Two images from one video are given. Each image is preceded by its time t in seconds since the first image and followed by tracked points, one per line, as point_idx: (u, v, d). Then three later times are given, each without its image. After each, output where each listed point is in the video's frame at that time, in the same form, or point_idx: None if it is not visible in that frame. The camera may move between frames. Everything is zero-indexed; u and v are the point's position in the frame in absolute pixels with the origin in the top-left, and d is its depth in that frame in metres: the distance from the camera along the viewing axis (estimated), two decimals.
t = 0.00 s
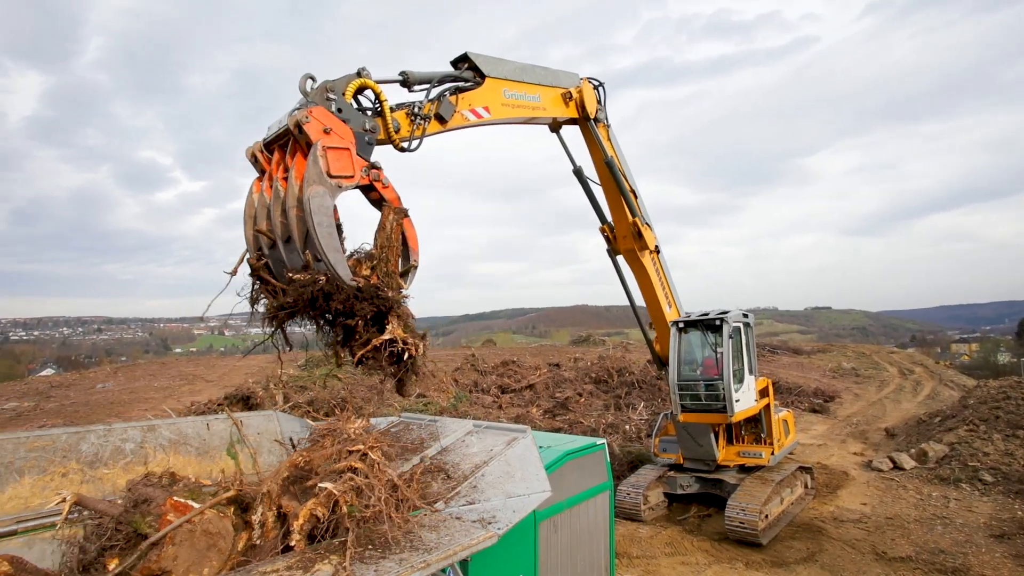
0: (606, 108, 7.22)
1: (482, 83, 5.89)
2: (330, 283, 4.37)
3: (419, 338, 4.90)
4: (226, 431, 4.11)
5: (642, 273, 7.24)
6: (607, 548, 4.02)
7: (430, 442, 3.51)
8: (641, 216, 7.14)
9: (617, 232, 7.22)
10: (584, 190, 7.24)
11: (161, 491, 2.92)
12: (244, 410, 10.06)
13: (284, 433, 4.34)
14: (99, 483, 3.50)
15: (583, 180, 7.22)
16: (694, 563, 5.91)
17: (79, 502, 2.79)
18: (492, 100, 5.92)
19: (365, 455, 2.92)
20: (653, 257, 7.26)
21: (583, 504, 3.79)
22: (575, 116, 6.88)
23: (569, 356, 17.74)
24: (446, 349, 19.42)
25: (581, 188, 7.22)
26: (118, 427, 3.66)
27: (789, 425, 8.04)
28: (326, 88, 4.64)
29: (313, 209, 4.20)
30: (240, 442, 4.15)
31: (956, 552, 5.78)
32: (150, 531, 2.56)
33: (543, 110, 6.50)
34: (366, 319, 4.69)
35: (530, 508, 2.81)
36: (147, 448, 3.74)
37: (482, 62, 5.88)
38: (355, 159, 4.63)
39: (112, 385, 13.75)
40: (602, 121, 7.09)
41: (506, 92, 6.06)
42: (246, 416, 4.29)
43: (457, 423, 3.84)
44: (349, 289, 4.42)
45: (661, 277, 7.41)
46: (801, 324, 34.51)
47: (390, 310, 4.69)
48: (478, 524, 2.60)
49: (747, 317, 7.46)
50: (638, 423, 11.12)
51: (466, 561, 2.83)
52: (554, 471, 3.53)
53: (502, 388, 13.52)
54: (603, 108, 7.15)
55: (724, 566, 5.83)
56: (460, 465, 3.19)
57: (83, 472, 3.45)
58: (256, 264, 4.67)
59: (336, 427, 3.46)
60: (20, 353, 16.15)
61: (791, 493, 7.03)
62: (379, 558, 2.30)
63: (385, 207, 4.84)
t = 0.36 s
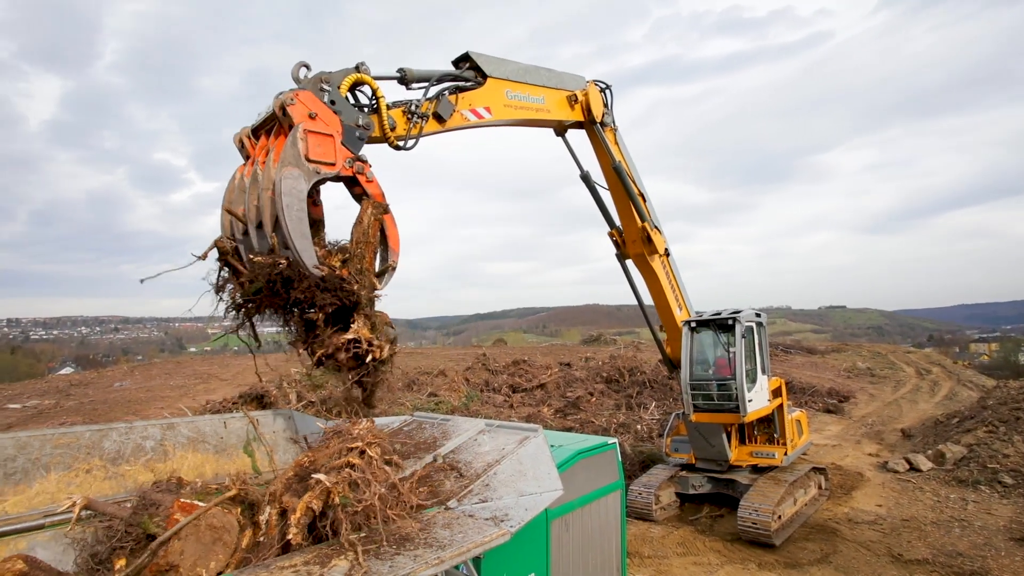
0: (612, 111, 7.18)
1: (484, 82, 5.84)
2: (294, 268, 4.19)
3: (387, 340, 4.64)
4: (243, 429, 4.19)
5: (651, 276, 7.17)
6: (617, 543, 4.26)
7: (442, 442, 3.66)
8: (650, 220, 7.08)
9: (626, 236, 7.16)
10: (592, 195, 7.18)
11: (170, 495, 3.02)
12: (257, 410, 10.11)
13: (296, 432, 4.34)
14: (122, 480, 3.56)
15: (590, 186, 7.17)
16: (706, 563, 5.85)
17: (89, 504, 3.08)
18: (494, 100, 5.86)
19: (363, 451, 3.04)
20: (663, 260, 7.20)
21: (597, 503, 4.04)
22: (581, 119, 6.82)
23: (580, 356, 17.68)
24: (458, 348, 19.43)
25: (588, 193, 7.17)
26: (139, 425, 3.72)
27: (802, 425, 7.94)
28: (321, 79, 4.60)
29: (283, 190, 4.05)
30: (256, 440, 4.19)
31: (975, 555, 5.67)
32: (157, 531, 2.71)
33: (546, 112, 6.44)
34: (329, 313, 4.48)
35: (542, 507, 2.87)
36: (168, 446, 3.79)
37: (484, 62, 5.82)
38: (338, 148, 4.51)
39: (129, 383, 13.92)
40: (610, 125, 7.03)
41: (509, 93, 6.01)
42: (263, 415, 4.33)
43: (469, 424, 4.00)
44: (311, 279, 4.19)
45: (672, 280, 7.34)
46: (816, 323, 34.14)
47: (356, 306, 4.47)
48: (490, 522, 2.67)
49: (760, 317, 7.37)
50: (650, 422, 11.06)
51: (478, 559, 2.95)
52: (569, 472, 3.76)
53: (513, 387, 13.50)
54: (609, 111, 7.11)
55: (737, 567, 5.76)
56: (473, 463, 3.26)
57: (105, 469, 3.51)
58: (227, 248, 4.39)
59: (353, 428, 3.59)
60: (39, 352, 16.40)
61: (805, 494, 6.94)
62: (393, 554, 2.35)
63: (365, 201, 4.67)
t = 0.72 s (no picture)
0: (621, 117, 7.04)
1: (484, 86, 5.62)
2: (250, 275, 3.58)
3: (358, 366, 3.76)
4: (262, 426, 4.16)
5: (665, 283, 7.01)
6: (632, 542, 4.32)
7: (457, 441, 3.89)
8: (662, 227, 6.91)
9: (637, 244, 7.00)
10: (601, 203, 7.08)
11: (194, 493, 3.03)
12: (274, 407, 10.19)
13: (314, 431, 4.10)
14: (147, 475, 3.57)
15: (599, 195, 7.08)
16: (721, 564, 5.76)
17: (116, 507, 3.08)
18: (494, 106, 5.63)
19: (367, 444, 3.11)
20: (676, 266, 7.05)
21: (610, 502, 4.09)
22: (588, 125, 6.64)
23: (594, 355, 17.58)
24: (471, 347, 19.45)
25: (597, 202, 7.08)
26: (162, 421, 3.71)
27: (820, 425, 7.80)
28: (309, 80, 4.20)
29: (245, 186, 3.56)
30: (275, 438, 4.15)
31: (999, 559, 5.52)
32: (183, 534, 2.72)
33: (549, 118, 6.25)
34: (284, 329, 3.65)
35: (558, 504, 2.96)
36: (190, 442, 3.78)
37: (484, 66, 5.62)
38: (316, 151, 4.05)
39: (149, 381, 14.13)
40: (618, 131, 6.87)
41: (510, 98, 5.80)
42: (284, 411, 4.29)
43: (485, 422, 4.20)
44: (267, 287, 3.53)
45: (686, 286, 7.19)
46: (833, 322, 33.68)
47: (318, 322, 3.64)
48: (507, 519, 2.74)
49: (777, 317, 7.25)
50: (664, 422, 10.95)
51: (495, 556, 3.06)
52: (581, 471, 3.81)
53: (527, 386, 13.46)
54: (617, 117, 6.95)
55: (754, 568, 5.66)
56: (489, 462, 3.44)
57: (132, 464, 3.52)
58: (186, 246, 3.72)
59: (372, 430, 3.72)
60: (62, 352, 16.71)
61: (822, 495, 6.81)
62: (411, 549, 2.45)
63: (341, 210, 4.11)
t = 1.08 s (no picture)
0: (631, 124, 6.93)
1: (487, 93, 5.56)
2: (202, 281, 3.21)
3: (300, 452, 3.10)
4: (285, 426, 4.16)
5: (679, 290, 6.90)
6: (649, 543, 4.25)
7: (474, 437, 3.90)
8: (676, 235, 6.79)
9: (650, 252, 6.91)
10: (613, 212, 7.00)
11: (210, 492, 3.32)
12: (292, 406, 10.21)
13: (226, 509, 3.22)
14: (173, 470, 3.55)
15: (610, 205, 6.99)
16: (738, 564, 5.66)
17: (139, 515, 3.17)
18: (497, 112, 5.56)
19: (388, 475, 3.03)
20: (691, 273, 6.94)
21: (627, 501, 4.03)
22: (596, 132, 6.53)
23: (610, 353, 17.47)
24: (486, 346, 19.43)
25: (610, 212, 7.00)
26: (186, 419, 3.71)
27: (839, 425, 7.63)
28: (300, 82, 4.21)
29: (209, 177, 3.33)
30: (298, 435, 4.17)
31: None
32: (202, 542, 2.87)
33: (556, 125, 6.16)
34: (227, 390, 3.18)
35: (574, 502, 2.89)
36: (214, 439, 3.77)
37: (487, 71, 5.54)
38: (294, 151, 3.98)
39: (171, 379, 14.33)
40: (629, 139, 6.77)
41: (515, 105, 5.72)
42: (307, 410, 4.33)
43: (500, 419, 4.19)
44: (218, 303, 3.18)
45: (701, 292, 7.09)
46: (854, 321, 33.14)
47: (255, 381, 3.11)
48: (523, 516, 2.74)
49: (797, 315, 7.12)
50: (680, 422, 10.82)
51: (510, 551, 3.04)
52: (597, 469, 3.76)
53: (542, 385, 13.40)
54: (628, 124, 6.85)
55: (771, 569, 5.55)
56: (504, 460, 3.46)
57: (157, 461, 3.55)
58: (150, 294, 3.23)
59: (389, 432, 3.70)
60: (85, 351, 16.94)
61: (842, 496, 6.67)
62: (429, 546, 2.52)
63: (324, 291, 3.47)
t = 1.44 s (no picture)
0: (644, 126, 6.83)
1: (494, 94, 5.50)
2: (186, 277, 3.44)
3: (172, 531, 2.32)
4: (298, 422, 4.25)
5: (693, 294, 6.81)
6: (663, 543, 4.17)
7: (488, 435, 3.86)
8: (689, 238, 6.69)
9: (663, 256, 6.82)
10: (625, 217, 6.93)
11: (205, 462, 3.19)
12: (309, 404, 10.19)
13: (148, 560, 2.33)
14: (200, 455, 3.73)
15: (623, 211, 6.91)
16: (754, 565, 5.55)
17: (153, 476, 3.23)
18: (504, 113, 5.51)
19: (397, 482, 2.88)
20: (705, 276, 6.84)
21: (641, 500, 3.96)
22: (607, 135, 6.44)
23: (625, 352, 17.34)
24: (501, 345, 19.39)
25: (623, 217, 6.93)
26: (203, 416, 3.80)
27: (857, 425, 7.47)
28: (298, 75, 4.19)
29: (195, 172, 3.50)
30: (312, 432, 4.26)
31: None
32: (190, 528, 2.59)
33: (566, 128, 6.09)
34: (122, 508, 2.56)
35: (588, 499, 2.86)
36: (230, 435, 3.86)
37: (494, 71, 5.49)
38: (287, 146, 4.01)
39: (190, 377, 14.46)
40: (641, 143, 6.69)
41: (523, 106, 5.66)
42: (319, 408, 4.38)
43: (514, 417, 4.14)
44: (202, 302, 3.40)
45: (715, 294, 6.98)
46: (874, 319, 32.60)
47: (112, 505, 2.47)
48: (536, 513, 2.73)
49: (816, 313, 7.00)
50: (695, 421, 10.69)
51: (524, 547, 2.99)
52: (610, 466, 3.69)
53: (555, 383, 13.32)
54: (641, 129, 6.76)
55: (788, 570, 5.43)
56: (518, 457, 3.44)
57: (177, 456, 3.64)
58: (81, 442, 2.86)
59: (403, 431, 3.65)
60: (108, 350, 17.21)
61: (860, 497, 6.52)
62: (443, 540, 2.49)
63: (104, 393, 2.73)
